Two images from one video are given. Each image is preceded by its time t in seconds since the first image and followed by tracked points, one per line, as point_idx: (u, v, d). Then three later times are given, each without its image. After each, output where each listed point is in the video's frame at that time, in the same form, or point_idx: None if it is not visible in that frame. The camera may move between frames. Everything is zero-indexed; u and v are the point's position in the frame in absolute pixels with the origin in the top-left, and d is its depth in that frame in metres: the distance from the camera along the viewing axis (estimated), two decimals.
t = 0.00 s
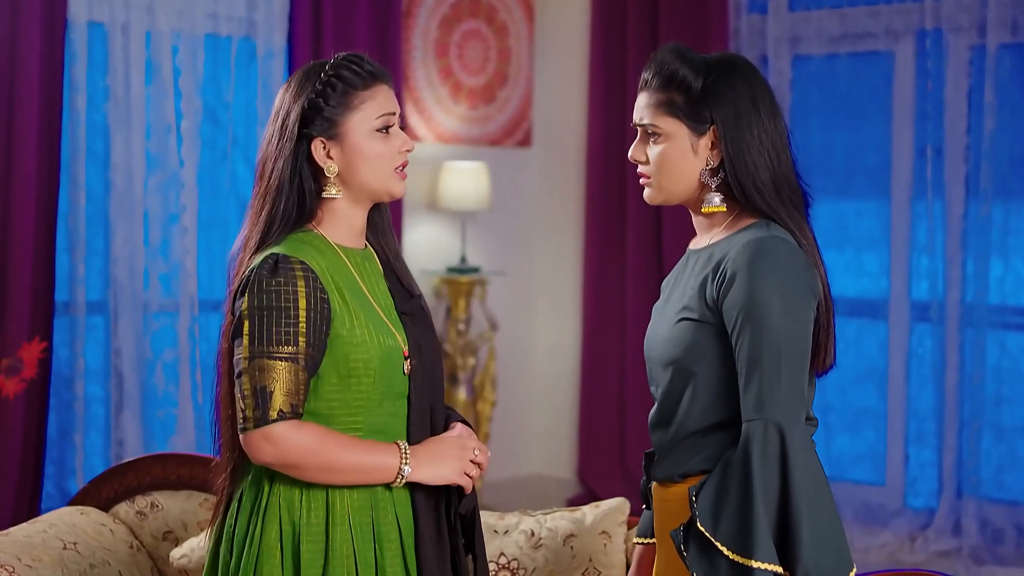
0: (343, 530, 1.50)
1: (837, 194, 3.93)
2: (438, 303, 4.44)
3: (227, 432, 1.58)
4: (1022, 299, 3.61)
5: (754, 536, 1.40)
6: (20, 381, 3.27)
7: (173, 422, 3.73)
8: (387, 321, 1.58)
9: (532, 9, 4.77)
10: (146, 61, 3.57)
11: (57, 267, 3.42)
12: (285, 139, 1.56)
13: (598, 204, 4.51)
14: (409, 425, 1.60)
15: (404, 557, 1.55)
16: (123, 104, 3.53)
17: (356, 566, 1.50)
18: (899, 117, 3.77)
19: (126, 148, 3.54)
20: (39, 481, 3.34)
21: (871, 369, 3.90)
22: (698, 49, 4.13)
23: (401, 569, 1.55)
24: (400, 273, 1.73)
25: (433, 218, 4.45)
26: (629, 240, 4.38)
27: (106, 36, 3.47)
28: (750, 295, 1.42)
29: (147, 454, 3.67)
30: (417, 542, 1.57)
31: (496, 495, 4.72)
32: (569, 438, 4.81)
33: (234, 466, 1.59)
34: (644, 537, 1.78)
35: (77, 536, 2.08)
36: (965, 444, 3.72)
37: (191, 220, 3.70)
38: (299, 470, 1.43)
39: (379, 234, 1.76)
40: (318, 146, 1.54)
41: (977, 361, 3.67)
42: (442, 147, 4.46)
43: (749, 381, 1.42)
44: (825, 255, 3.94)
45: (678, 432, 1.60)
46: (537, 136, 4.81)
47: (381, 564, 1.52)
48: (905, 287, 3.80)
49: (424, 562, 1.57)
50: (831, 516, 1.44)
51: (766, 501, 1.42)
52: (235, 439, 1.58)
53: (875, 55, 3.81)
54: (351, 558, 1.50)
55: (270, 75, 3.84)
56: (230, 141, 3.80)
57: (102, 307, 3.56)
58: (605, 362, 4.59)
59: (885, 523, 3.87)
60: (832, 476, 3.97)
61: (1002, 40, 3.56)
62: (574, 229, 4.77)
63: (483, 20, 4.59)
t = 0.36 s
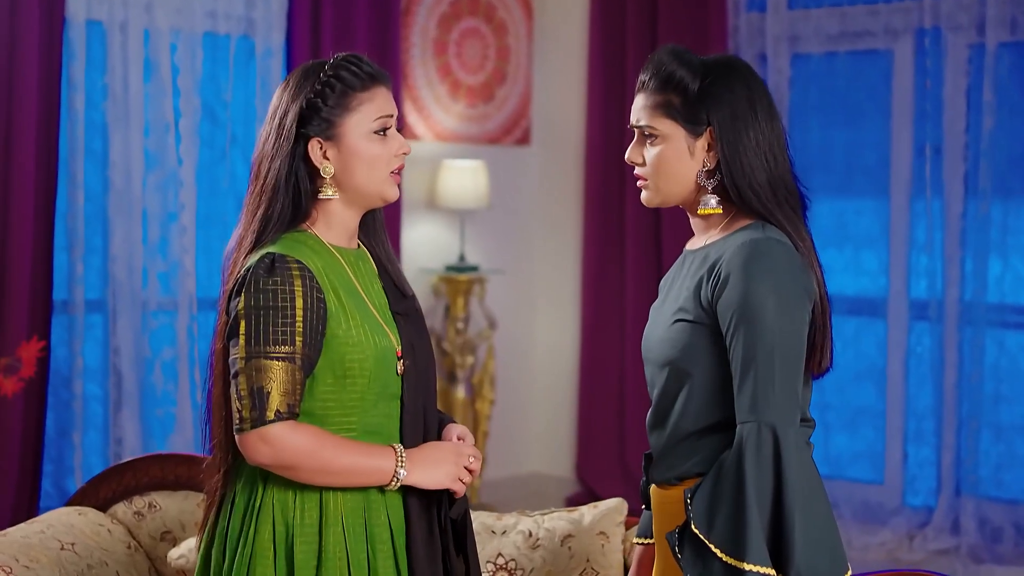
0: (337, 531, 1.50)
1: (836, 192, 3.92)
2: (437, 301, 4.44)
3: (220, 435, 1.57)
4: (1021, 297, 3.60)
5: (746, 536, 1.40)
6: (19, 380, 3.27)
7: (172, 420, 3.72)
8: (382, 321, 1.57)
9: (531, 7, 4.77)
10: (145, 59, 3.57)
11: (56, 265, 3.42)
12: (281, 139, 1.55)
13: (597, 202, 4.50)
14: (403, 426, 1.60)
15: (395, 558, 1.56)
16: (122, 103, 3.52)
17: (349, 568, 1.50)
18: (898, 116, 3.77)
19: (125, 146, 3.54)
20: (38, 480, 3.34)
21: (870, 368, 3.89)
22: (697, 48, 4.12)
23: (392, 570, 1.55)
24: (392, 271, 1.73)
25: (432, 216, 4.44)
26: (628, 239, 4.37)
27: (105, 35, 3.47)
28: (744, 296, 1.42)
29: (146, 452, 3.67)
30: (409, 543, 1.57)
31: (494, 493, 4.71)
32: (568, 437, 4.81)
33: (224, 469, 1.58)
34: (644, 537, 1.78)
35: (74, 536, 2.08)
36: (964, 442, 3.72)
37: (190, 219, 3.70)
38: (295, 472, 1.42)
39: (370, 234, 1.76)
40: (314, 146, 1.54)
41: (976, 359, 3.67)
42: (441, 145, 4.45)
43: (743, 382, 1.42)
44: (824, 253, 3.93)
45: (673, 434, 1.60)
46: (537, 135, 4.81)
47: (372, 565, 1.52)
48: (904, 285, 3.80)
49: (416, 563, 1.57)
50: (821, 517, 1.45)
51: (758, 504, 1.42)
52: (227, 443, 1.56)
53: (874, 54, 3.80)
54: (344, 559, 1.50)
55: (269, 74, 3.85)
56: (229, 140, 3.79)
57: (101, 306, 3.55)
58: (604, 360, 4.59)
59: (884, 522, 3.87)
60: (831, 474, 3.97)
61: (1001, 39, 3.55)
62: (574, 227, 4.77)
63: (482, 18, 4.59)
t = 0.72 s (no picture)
0: (336, 526, 1.50)
1: (833, 190, 3.92)
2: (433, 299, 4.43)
3: (213, 433, 1.56)
4: (1018, 295, 3.60)
5: (742, 537, 1.40)
6: (15, 378, 3.27)
7: (168, 418, 3.72)
8: (380, 315, 1.57)
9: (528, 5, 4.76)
10: (142, 57, 3.56)
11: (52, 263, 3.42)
12: (276, 137, 1.55)
13: (594, 200, 4.51)
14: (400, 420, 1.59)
15: (394, 552, 1.55)
16: (118, 101, 3.51)
17: (348, 562, 1.49)
18: (895, 113, 3.77)
19: (122, 144, 3.53)
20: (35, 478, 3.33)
21: (867, 366, 3.90)
22: (694, 45, 4.12)
23: (391, 565, 1.54)
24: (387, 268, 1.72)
25: (429, 214, 4.44)
26: (625, 237, 4.37)
27: (102, 33, 3.46)
28: (741, 298, 1.42)
29: (143, 450, 3.67)
30: (407, 537, 1.56)
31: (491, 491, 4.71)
32: (565, 434, 4.81)
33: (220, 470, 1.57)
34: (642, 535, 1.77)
35: (70, 536, 2.08)
36: (961, 440, 3.72)
37: (187, 217, 3.69)
38: (283, 466, 1.42)
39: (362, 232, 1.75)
40: (308, 146, 1.53)
41: (973, 357, 3.67)
42: (437, 143, 4.45)
43: (740, 384, 1.42)
44: (821, 251, 3.94)
45: (670, 436, 1.60)
46: (534, 132, 4.81)
47: (372, 559, 1.52)
48: (901, 283, 3.80)
49: (414, 557, 1.56)
50: (818, 516, 1.45)
51: (754, 507, 1.42)
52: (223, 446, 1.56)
53: (871, 51, 3.80)
54: (343, 554, 1.50)
55: (266, 72, 3.84)
56: (226, 137, 3.78)
57: (98, 304, 3.55)
58: (601, 358, 4.58)
59: (881, 520, 3.87)
60: (828, 472, 3.97)
61: (998, 37, 3.55)
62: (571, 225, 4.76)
63: (480, 15, 4.58)
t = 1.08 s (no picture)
0: (336, 530, 1.49)
1: (831, 188, 3.92)
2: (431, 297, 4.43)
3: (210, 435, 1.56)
4: (1015, 293, 3.60)
5: (743, 544, 1.40)
6: (13, 377, 3.26)
7: (166, 417, 3.71)
8: (378, 320, 1.57)
9: (526, 3, 4.76)
10: (139, 56, 3.56)
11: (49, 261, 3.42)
12: (284, 142, 1.54)
13: (592, 198, 4.50)
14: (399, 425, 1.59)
15: (395, 555, 1.55)
16: (115, 100, 3.51)
17: (348, 566, 1.49)
18: (892, 111, 3.76)
19: (119, 143, 3.52)
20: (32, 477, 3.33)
21: (865, 364, 3.90)
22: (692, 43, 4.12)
23: (392, 567, 1.55)
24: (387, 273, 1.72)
25: (426, 212, 4.44)
26: (623, 235, 4.37)
27: (99, 32, 3.46)
28: (742, 302, 1.42)
29: (141, 449, 3.67)
30: (409, 540, 1.56)
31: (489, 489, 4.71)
32: (562, 432, 4.81)
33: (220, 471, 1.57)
34: (642, 537, 1.77)
35: (67, 536, 2.07)
36: (958, 438, 3.72)
37: (184, 216, 3.68)
38: (280, 473, 1.42)
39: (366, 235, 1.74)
40: (316, 157, 1.53)
41: (971, 355, 3.67)
42: (436, 141, 4.45)
43: (741, 389, 1.42)
44: (819, 249, 3.94)
45: (671, 440, 1.59)
46: (532, 130, 4.79)
47: (372, 563, 1.52)
48: (899, 281, 3.80)
49: (415, 560, 1.56)
50: (817, 520, 1.46)
51: (755, 515, 1.42)
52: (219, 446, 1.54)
53: (868, 49, 3.80)
54: (344, 557, 1.49)
55: (264, 71, 3.84)
56: (223, 136, 3.78)
57: (95, 302, 3.55)
58: (599, 356, 4.58)
59: (878, 518, 3.88)
60: (826, 470, 3.97)
61: (995, 35, 3.55)
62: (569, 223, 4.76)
63: (477, 13, 4.58)
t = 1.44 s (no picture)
0: (332, 531, 1.49)
1: (827, 185, 3.92)
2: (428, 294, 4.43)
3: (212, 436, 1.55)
4: (1012, 290, 3.61)
5: (745, 545, 1.40)
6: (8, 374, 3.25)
7: (163, 414, 3.69)
8: (380, 323, 1.57)
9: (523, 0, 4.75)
10: (135, 52, 3.55)
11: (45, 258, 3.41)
12: (288, 141, 1.54)
13: (588, 195, 4.50)
14: (399, 428, 1.60)
15: (392, 559, 1.55)
16: (112, 96, 3.50)
17: (344, 569, 1.49)
18: (890, 109, 3.76)
19: (115, 140, 3.52)
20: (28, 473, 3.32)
21: (861, 361, 3.90)
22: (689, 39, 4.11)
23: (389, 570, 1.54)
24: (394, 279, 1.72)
25: (423, 209, 4.45)
26: (620, 232, 4.36)
27: (95, 28, 3.46)
28: (743, 303, 1.42)
29: (137, 446, 3.66)
30: (407, 545, 1.56)
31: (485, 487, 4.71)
32: (559, 429, 4.81)
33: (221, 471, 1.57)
34: (633, 537, 1.76)
35: (63, 534, 2.07)
36: (954, 435, 3.72)
37: (180, 213, 3.67)
38: (279, 475, 1.42)
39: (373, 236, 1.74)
40: (323, 155, 1.52)
41: (967, 352, 3.68)
42: (431, 137, 4.49)
43: (741, 390, 1.42)
44: (815, 246, 3.94)
45: (669, 439, 1.59)
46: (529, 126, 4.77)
47: (368, 566, 1.52)
48: (895, 278, 3.80)
49: (412, 564, 1.57)
50: (818, 522, 1.45)
51: (755, 516, 1.42)
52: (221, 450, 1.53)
53: (864, 46, 3.80)
54: (340, 559, 1.49)
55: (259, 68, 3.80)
56: (220, 133, 3.77)
57: (91, 298, 3.55)
58: (596, 353, 4.57)
59: (874, 515, 3.88)
60: (822, 467, 3.97)
61: (992, 32, 3.55)
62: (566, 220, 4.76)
63: (474, 10, 4.59)
